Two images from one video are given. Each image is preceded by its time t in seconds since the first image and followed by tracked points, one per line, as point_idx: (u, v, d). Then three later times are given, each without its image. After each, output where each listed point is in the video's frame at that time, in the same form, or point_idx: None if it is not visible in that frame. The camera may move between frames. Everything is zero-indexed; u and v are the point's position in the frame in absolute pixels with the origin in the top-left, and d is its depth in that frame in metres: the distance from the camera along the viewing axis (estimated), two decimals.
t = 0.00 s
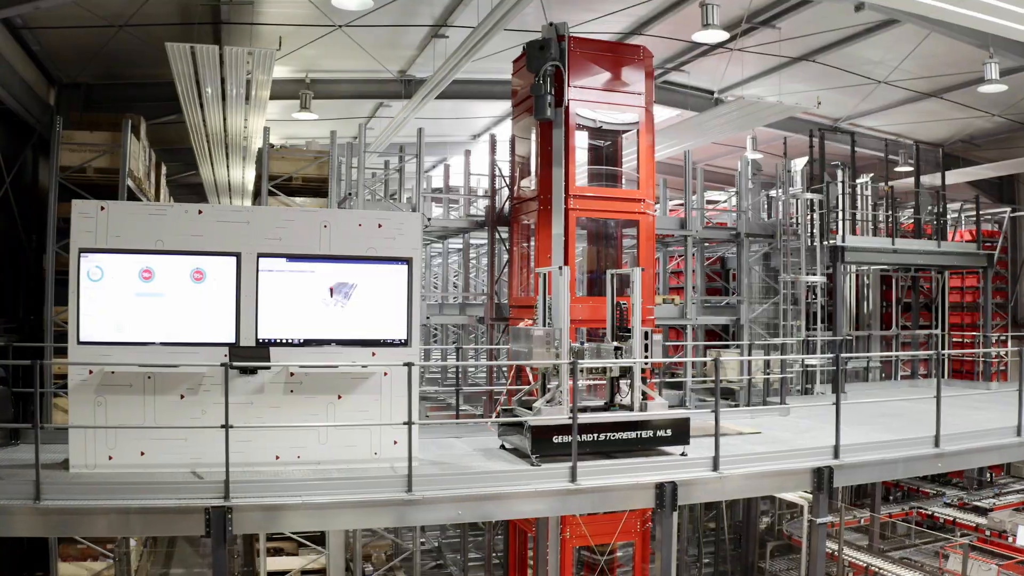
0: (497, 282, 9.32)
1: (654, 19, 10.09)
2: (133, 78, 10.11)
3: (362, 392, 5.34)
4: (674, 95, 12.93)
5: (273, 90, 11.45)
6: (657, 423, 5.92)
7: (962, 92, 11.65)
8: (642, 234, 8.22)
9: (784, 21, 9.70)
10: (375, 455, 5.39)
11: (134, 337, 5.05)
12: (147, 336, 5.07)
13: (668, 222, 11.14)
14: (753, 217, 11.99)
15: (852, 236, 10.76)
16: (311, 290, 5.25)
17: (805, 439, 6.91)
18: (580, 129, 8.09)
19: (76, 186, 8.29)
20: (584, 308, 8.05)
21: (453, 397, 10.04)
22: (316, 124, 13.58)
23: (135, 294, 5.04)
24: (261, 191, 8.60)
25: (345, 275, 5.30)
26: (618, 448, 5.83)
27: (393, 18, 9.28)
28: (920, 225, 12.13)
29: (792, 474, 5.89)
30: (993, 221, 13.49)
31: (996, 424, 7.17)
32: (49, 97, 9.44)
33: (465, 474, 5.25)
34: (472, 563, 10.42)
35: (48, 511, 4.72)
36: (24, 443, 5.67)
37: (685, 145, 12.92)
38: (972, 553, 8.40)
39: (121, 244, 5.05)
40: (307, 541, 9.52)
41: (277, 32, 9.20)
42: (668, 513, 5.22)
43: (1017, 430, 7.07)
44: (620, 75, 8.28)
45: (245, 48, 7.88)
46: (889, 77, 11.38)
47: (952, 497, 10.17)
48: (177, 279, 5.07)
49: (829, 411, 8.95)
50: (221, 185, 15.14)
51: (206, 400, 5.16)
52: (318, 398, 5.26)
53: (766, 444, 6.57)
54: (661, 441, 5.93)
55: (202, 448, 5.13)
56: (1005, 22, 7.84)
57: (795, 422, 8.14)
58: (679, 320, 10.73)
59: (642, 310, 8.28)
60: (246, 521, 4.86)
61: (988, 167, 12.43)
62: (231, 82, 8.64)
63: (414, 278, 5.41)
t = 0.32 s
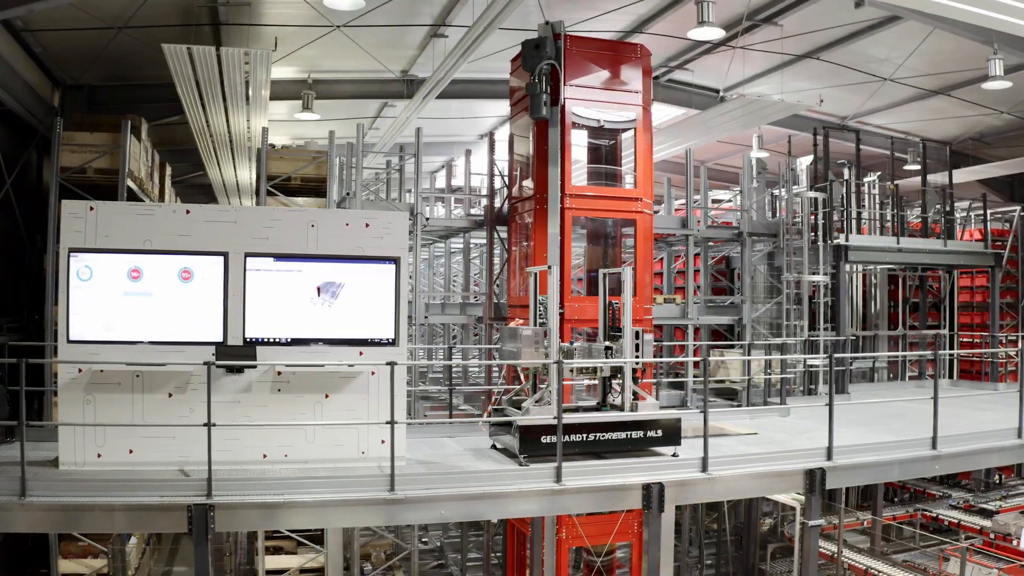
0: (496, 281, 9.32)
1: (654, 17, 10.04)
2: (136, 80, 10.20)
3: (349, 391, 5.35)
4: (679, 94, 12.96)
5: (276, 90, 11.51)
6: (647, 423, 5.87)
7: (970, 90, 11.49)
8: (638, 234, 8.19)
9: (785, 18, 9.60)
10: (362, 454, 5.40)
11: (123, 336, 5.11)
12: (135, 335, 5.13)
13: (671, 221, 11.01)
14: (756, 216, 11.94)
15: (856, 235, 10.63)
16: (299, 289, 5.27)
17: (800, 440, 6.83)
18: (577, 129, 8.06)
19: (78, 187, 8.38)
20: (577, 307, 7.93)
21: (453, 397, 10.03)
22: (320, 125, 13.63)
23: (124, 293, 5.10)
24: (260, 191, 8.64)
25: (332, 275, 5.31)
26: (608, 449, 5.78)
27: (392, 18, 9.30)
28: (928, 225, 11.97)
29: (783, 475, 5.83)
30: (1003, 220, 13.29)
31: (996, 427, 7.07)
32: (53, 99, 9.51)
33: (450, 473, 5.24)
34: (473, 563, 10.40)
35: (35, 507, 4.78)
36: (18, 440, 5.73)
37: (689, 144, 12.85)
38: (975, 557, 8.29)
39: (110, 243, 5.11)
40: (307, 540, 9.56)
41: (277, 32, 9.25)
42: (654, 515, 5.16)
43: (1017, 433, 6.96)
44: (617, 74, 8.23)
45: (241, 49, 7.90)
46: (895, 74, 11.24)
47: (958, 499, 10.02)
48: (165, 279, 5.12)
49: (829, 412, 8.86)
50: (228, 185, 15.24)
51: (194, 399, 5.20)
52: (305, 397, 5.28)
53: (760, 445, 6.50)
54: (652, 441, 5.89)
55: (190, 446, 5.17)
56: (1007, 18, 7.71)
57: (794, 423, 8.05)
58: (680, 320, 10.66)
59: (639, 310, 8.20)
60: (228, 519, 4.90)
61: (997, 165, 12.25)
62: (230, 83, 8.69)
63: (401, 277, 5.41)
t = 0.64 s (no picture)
0: (492, 281, 9.30)
1: (653, 15, 9.99)
2: (138, 81, 10.28)
3: (335, 391, 5.37)
4: (681, 92, 12.94)
5: (277, 91, 11.55)
6: (637, 424, 5.83)
7: (975, 87, 11.35)
8: (635, 233, 8.13)
9: (784, 15, 9.52)
10: (349, 453, 5.41)
11: (112, 335, 5.15)
12: (124, 334, 5.17)
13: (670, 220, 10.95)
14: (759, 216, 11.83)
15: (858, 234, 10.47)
16: (286, 289, 5.28)
17: (794, 441, 6.77)
18: (572, 128, 8.04)
19: (77, 188, 8.45)
20: (575, 307, 7.94)
21: (453, 396, 10.02)
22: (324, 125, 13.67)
23: (112, 293, 5.14)
24: (257, 192, 8.63)
25: (319, 274, 5.32)
26: (596, 448, 5.75)
27: (389, 18, 9.32)
28: (933, 224, 11.83)
29: (773, 477, 5.77)
30: (1012, 218, 13.10)
31: (995, 428, 6.97)
32: (56, 100, 9.53)
33: (435, 473, 5.24)
34: (472, 563, 10.38)
35: (23, 503, 4.83)
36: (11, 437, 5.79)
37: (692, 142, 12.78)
38: (977, 560, 8.19)
39: (97, 243, 5.16)
40: (306, 538, 9.58)
41: (275, 33, 9.30)
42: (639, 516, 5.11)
43: (1017, 434, 6.86)
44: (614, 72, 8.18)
45: (237, 50, 7.92)
46: (898, 71, 11.12)
47: (961, 502, 9.93)
48: (152, 278, 5.16)
49: (828, 413, 8.77)
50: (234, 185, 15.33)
51: (180, 398, 5.24)
52: (291, 396, 5.30)
53: (754, 446, 6.45)
54: (641, 442, 5.85)
55: (177, 444, 5.21)
56: (1008, 15, 7.61)
57: (792, 423, 7.97)
58: (680, 320, 10.59)
59: (636, 310, 8.15)
60: (210, 516, 4.93)
61: (1004, 163, 12.09)
62: (229, 84, 8.73)
63: (388, 277, 5.42)
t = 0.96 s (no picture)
0: (490, 281, 9.27)
1: (651, 13, 9.94)
2: (140, 83, 10.37)
3: (321, 390, 5.39)
4: (684, 90, 12.87)
5: (278, 91, 11.60)
6: (624, 424, 5.79)
7: (980, 84, 11.19)
8: (630, 232, 8.08)
9: (784, 12, 9.44)
10: (334, 452, 5.43)
11: (99, 334, 5.20)
12: (110, 333, 5.21)
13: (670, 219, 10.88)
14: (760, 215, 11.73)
15: (860, 232, 10.33)
16: (271, 288, 5.30)
17: (788, 442, 6.71)
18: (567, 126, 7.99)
19: (76, 188, 8.55)
20: (565, 306, 7.84)
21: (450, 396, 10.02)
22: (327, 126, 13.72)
23: (99, 293, 5.19)
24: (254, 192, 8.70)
25: (304, 274, 5.33)
26: (583, 449, 5.71)
27: (386, 18, 9.33)
28: (938, 223, 11.67)
29: (761, 478, 5.72)
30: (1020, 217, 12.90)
31: (993, 430, 6.85)
32: (58, 102, 9.62)
33: (417, 472, 5.23)
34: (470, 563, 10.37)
35: (10, 499, 4.89)
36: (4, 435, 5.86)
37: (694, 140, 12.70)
38: (979, 563, 8.10)
39: (85, 243, 5.20)
40: (304, 537, 9.61)
41: (273, 34, 9.34)
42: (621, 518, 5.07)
43: (1015, 437, 6.74)
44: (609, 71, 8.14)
45: (232, 51, 7.96)
46: (902, 69, 10.99)
47: (965, 504, 9.82)
48: (139, 278, 5.19)
49: (827, 414, 8.69)
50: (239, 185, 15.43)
51: (167, 397, 5.28)
52: (277, 395, 5.33)
53: (745, 447, 6.39)
54: (629, 442, 5.81)
55: (163, 443, 5.25)
56: (1008, 11, 7.49)
57: (789, 424, 7.89)
58: (679, 320, 10.52)
59: (630, 309, 8.10)
60: (191, 513, 4.95)
61: (1011, 161, 11.91)
62: (226, 85, 8.78)
63: (373, 277, 5.43)
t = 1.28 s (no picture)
0: (487, 281, 9.25)
1: (650, 12, 9.89)
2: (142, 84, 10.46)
3: (307, 389, 5.41)
4: (686, 89, 12.81)
5: (279, 92, 11.64)
6: (612, 425, 5.77)
7: (985, 81, 11.04)
8: (626, 231, 8.05)
9: (783, 10, 9.36)
10: (320, 452, 5.45)
11: (87, 334, 5.25)
12: (98, 332, 5.26)
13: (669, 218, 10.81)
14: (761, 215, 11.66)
15: (861, 232, 10.20)
16: (257, 288, 5.33)
17: (781, 444, 6.65)
18: (562, 125, 7.95)
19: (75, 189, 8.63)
20: (562, 306, 7.82)
21: (449, 396, 10.03)
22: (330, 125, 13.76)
23: (87, 293, 5.23)
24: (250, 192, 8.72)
25: (291, 274, 5.35)
26: (570, 449, 5.69)
27: (383, 19, 9.33)
28: (942, 223, 11.54)
29: (749, 480, 5.66)
30: None
31: (991, 432, 6.76)
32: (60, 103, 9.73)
33: (399, 472, 5.24)
34: (470, 563, 10.36)
35: None
36: None
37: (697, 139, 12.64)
38: (979, 567, 8.01)
39: (74, 243, 5.25)
40: (302, 537, 9.62)
41: (270, 35, 9.37)
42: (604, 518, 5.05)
43: (1013, 439, 6.64)
44: (605, 70, 8.09)
45: (227, 52, 8.00)
46: (905, 66, 10.86)
47: (968, 506, 9.71)
48: (126, 278, 5.24)
49: (825, 416, 8.61)
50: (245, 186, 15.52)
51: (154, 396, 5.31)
52: (263, 395, 5.36)
53: (737, 448, 6.34)
54: (618, 443, 5.78)
55: (150, 441, 5.28)
56: (1008, 8, 7.38)
57: (786, 425, 7.82)
58: (679, 320, 10.46)
59: (625, 309, 8.06)
60: (172, 511, 4.98)
61: (1017, 159, 11.74)
62: (224, 87, 8.83)
63: (359, 277, 5.44)
